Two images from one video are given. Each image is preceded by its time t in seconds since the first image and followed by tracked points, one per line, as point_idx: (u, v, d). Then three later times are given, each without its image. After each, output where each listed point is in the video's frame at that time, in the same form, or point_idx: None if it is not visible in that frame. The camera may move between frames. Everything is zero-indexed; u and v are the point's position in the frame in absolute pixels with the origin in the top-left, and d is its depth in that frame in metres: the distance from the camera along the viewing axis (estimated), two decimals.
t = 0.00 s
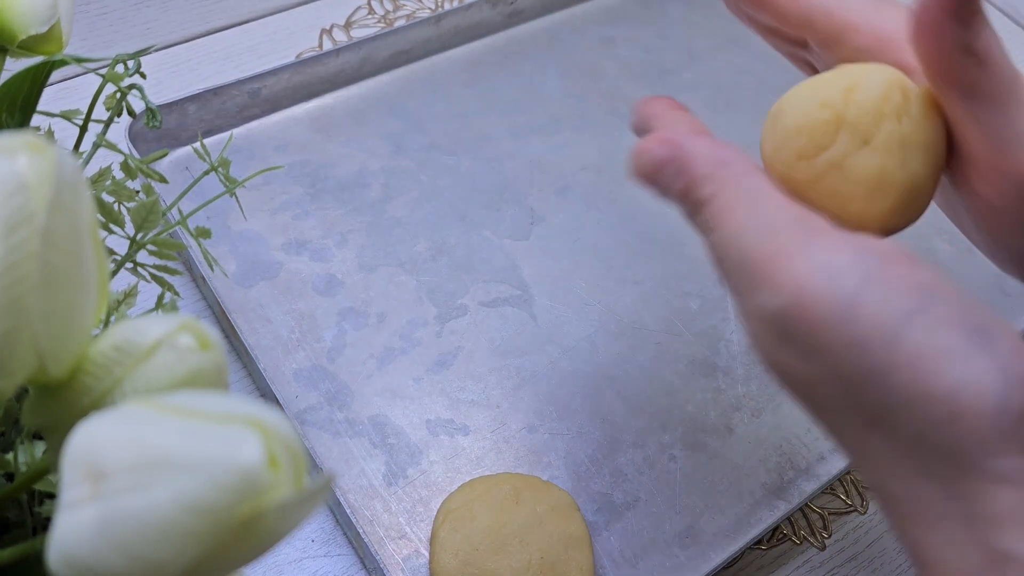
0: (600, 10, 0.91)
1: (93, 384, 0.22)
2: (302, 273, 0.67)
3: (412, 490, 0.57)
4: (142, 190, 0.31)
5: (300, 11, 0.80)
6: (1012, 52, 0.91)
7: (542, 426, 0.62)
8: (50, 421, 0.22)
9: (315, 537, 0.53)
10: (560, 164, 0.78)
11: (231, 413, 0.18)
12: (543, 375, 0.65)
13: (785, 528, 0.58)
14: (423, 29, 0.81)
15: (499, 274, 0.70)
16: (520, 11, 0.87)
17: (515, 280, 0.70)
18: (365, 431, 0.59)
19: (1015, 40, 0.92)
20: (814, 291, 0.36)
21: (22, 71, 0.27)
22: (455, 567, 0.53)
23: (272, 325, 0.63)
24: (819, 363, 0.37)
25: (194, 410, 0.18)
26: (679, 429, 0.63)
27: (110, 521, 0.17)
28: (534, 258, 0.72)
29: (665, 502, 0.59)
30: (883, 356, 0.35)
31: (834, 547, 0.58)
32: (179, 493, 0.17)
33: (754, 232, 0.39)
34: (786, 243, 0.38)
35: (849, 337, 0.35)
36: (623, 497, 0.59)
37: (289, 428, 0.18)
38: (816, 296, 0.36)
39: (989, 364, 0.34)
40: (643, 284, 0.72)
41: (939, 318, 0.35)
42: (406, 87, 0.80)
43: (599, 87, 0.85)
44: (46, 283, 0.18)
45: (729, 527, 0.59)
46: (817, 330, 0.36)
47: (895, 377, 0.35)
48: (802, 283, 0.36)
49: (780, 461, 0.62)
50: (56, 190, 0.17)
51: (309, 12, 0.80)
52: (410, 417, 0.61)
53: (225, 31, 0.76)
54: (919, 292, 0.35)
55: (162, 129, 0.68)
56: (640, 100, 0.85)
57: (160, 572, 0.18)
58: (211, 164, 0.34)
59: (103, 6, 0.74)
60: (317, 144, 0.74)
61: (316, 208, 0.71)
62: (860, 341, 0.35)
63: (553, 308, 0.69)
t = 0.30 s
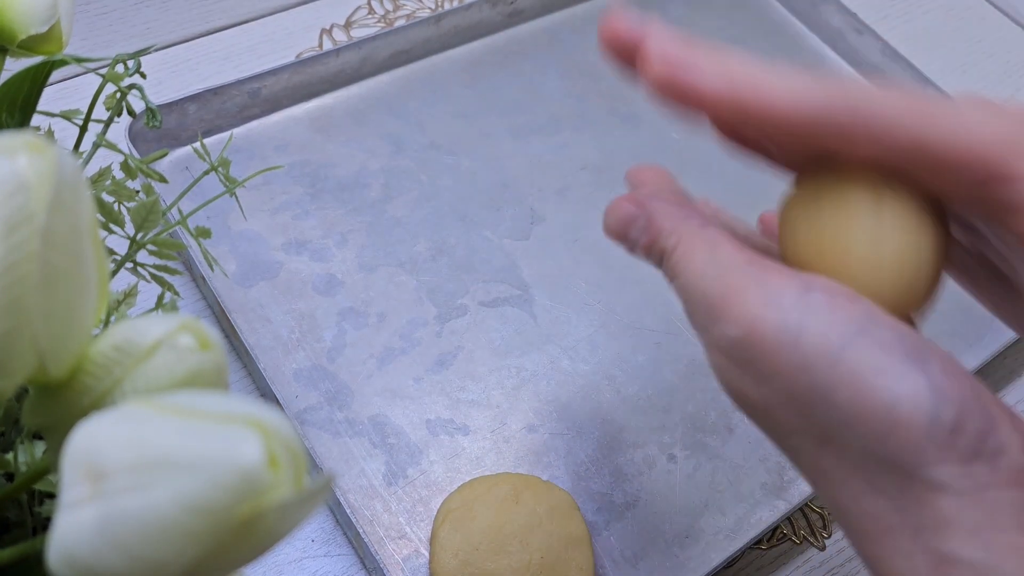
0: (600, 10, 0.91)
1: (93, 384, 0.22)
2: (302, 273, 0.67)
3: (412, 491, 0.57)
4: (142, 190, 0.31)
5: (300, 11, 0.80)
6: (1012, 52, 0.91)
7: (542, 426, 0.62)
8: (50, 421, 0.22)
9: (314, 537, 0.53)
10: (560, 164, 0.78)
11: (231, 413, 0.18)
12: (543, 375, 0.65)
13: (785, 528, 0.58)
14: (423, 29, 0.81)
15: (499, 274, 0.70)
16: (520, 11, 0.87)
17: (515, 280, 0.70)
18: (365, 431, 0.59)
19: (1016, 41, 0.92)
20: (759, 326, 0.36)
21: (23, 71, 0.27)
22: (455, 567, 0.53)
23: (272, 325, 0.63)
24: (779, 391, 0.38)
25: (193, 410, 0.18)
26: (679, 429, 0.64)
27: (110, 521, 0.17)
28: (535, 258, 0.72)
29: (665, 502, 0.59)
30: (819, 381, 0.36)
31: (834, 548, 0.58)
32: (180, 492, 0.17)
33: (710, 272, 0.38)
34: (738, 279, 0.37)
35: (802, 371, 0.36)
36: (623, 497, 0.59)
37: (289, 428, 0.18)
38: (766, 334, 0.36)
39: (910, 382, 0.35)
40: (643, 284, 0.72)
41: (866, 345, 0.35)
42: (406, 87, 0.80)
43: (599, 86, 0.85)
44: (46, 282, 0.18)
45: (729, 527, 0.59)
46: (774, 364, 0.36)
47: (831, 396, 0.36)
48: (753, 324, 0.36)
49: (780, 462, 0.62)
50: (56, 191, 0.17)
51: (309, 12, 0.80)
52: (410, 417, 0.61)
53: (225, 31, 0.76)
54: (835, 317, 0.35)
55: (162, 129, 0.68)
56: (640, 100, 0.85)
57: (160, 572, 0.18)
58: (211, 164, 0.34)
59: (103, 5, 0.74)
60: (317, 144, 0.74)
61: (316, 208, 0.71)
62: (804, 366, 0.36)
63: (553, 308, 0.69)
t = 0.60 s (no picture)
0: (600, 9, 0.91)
1: (92, 384, 0.21)
2: (302, 273, 0.66)
3: (411, 491, 0.57)
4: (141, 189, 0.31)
5: (299, 10, 0.79)
6: (1012, 52, 0.91)
7: (542, 427, 0.62)
8: (50, 421, 0.22)
9: (314, 538, 0.53)
10: (560, 164, 0.78)
11: (231, 413, 0.18)
12: (544, 375, 0.65)
13: (785, 528, 0.57)
14: (422, 28, 0.80)
15: (499, 274, 0.70)
16: (520, 9, 0.86)
17: (515, 280, 0.70)
18: (365, 432, 0.59)
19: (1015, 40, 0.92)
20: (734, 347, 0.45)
21: (21, 70, 0.27)
22: (455, 568, 0.53)
23: (271, 325, 0.63)
24: (751, 409, 0.45)
25: (193, 410, 0.18)
26: (679, 429, 0.63)
27: (111, 521, 0.17)
28: (535, 258, 0.72)
29: (666, 503, 0.59)
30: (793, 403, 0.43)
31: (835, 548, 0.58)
32: (181, 492, 0.17)
33: (693, 307, 0.48)
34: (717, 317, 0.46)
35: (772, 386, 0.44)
36: (624, 498, 0.59)
37: (288, 427, 0.18)
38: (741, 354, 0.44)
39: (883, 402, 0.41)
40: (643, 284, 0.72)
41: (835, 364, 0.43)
42: (405, 87, 0.80)
43: (599, 86, 0.85)
44: (46, 282, 0.18)
45: (730, 527, 0.58)
46: (743, 380, 0.45)
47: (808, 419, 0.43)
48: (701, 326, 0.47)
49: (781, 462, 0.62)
50: (56, 190, 0.17)
51: (308, 11, 0.80)
52: (410, 417, 0.61)
53: (224, 30, 0.76)
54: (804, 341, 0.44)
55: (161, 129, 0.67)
56: (641, 99, 0.84)
57: (160, 572, 0.18)
58: (211, 163, 0.33)
59: (101, 4, 0.74)
60: (317, 144, 0.74)
61: (316, 208, 0.70)
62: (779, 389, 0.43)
63: (553, 308, 0.69)
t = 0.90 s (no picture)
0: (601, 9, 0.91)
1: (92, 384, 0.21)
2: (301, 273, 0.66)
3: (411, 492, 0.57)
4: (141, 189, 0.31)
5: (299, 9, 0.79)
6: (1013, 52, 0.91)
7: (542, 427, 0.62)
8: (49, 421, 0.22)
9: (314, 538, 0.53)
10: (560, 164, 0.78)
11: (231, 413, 0.18)
12: (544, 375, 0.65)
13: (785, 529, 0.57)
14: (422, 28, 0.80)
15: (499, 274, 0.70)
16: (520, 9, 0.86)
17: (515, 280, 0.70)
18: (364, 432, 0.59)
19: (1016, 41, 0.92)
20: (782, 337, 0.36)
21: (20, 70, 0.27)
22: (455, 569, 0.53)
23: (271, 325, 0.63)
24: (805, 399, 0.37)
25: (192, 411, 0.18)
26: (679, 429, 0.63)
27: (110, 521, 0.17)
28: (535, 258, 0.72)
29: (666, 503, 0.59)
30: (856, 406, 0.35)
31: (834, 548, 0.58)
32: (180, 493, 0.17)
33: (736, 279, 0.37)
34: (760, 291, 0.36)
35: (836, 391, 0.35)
36: (624, 498, 0.59)
37: (289, 427, 0.18)
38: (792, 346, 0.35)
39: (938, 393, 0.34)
40: (643, 284, 0.72)
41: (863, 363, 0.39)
42: (405, 87, 0.80)
43: (599, 86, 0.84)
44: (45, 282, 0.18)
45: (730, 528, 0.58)
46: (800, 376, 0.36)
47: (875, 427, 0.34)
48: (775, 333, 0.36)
49: (781, 463, 0.62)
50: (55, 190, 0.17)
51: (308, 11, 0.80)
52: (410, 417, 0.61)
53: (224, 30, 0.76)
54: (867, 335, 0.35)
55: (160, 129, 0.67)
56: (641, 99, 0.84)
57: (159, 572, 0.18)
58: (211, 163, 0.33)
59: (100, 4, 0.74)
60: (316, 144, 0.74)
61: (315, 208, 0.70)
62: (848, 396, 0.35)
63: (553, 308, 0.69)
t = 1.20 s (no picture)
0: (601, 9, 0.91)
1: (92, 384, 0.22)
2: (302, 273, 0.66)
3: (411, 491, 0.57)
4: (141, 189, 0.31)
5: (299, 9, 0.79)
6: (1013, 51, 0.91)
7: (542, 426, 0.62)
8: (49, 420, 0.22)
9: (315, 537, 0.53)
10: (560, 164, 0.78)
11: (230, 413, 0.18)
12: (543, 374, 0.65)
13: (785, 528, 0.58)
14: (422, 28, 0.80)
15: (499, 274, 0.70)
16: (520, 9, 0.86)
17: (515, 280, 0.70)
18: (364, 431, 0.59)
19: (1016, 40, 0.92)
20: (763, 339, 0.43)
21: (20, 70, 0.27)
22: (455, 568, 0.53)
23: (271, 325, 0.63)
24: (783, 411, 0.46)
25: (191, 411, 0.18)
26: (679, 429, 0.63)
27: (111, 521, 0.17)
28: (535, 258, 0.72)
29: (665, 503, 0.59)
30: (832, 406, 0.42)
31: (835, 548, 0.59)
32: (180, 493, 0.17)
33: (720, 279, 0.45)
34: (745, 294, 0.44)
35: (804, 382, 0.43)
36: (623, 497, 0.59)
37: (288, 427, 0.18)
38: (771, 344, 0.43)
39: (925, 415, 0.41)
40: (643, 284, 0.72)
41: (877, 374, 0.42)
42: (405, 88, 0.80)
43: (599, 86, 0.85)
44: (46, 282, 0.18)
45: (730, 527, 0.58)
46: (780, 380, 0.44)
47: (844, 425, 0.42)
48: (757, 333, 0.43)
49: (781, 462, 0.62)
50: (55, 190, 0.17)
51: (308, 11, 0.80)
52: (410, 417, 0.61)
53: (224, 30, 0.76)
54: (848, 345, 0.42)
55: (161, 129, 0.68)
56: (641, 99, 0.84)
57: (159, 572, 0.18)
58: (211, 164, 0.33)
59: (101, 4, 0.74)
60: (317, 144, 0.74)
61: (316, 208, 0.70)
62: (809, 389, 0.43)
63: (553, 308, 0.69)
